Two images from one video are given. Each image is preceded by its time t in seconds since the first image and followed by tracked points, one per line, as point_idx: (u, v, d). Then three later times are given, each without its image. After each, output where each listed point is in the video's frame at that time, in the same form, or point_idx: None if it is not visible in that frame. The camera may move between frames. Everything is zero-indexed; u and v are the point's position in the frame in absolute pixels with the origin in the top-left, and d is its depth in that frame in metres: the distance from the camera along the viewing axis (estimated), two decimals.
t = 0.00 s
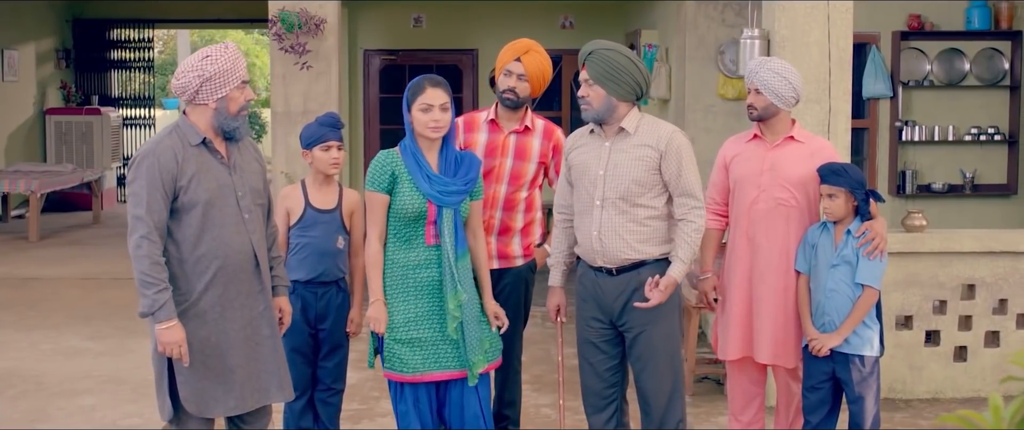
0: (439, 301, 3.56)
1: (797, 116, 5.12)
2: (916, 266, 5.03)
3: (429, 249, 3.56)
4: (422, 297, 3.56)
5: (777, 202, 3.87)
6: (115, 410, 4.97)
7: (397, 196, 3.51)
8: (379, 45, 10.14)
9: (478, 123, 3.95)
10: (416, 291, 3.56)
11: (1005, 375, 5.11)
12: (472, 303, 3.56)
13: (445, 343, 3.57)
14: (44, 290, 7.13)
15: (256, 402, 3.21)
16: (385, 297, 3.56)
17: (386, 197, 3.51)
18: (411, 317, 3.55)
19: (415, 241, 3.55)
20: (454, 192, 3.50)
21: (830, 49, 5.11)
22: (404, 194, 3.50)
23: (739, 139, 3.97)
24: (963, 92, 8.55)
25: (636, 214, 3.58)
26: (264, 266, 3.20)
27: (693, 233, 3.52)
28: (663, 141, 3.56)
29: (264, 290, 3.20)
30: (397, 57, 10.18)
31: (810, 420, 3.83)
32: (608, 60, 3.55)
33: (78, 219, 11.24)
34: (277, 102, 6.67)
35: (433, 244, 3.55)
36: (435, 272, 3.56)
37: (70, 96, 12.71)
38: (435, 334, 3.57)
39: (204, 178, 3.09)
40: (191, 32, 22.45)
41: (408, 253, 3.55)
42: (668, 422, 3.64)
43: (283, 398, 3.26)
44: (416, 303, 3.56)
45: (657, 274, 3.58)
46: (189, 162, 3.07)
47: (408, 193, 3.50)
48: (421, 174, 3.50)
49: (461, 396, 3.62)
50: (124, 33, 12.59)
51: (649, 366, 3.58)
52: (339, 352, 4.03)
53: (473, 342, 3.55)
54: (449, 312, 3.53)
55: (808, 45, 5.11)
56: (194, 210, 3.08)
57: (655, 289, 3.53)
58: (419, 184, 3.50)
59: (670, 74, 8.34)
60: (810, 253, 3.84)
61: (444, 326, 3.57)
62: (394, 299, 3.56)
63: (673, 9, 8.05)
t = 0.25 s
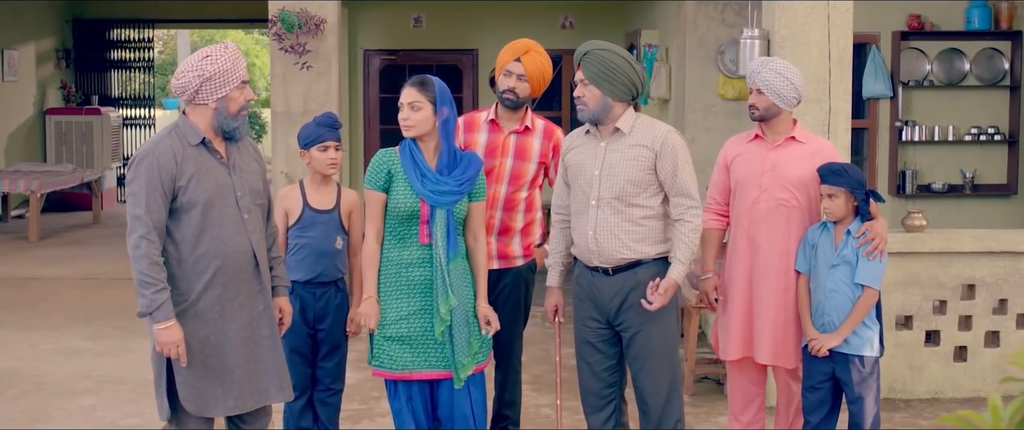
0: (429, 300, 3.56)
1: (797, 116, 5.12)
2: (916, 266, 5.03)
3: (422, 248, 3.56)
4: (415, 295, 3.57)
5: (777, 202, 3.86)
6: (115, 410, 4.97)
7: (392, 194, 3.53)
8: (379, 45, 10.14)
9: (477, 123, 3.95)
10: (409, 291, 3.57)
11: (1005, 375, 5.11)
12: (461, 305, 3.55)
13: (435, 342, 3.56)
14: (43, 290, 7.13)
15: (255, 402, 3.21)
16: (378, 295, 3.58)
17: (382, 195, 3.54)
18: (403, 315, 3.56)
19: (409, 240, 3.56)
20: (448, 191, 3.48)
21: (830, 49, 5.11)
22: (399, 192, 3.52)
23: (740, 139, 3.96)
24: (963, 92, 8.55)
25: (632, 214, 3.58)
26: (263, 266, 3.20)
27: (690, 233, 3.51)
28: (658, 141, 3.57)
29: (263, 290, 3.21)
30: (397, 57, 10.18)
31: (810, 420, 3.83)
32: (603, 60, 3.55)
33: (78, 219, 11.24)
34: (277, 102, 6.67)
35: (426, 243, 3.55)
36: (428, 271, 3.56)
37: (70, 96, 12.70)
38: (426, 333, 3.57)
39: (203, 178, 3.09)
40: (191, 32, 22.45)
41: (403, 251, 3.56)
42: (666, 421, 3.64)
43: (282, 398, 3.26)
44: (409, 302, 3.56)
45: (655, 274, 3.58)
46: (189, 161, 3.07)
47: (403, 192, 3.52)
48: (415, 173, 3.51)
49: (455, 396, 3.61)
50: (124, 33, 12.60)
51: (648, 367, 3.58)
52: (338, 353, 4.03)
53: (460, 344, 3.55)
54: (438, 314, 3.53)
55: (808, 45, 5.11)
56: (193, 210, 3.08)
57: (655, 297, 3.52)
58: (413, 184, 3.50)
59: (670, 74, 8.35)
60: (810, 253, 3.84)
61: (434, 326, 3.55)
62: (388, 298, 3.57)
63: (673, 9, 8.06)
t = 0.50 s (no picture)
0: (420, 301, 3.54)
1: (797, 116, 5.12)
2: (915, 266, 5.03)
3: (419, 248, 3.56)
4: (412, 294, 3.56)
5: (778, 203, 3.86)
6: (115, 410, 4.97)
7: (391, 192, 3.56)
8: (379, 45, 10.14)
9: (477, 123, 3.96)
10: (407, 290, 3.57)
11: (1005, 375, 5.11)
12: (454, 306, 3.54)
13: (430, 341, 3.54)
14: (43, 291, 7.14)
15: (255, 401, 3.21)
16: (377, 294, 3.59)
17: (382, 194, 3.57)
18: (398, 313, 3.56)
19: (406, 239, 3.57)
20: (444, 191, 3.49)
21: (830, 49, 5.11)
22: (397, 191, 3.54)
23: (741, 139, 3.96)
24: (963, 92, 8.55)
25: (629, 214, 3.58)
26: (263, 266, 3.20)
27: (688, 233, 3.51)
28: (654, 141, 3.57)
29: (263, 290, 3.21)
30: (397, 57, 10.18)
31: (810, 420, 3.83)
32: (599, 60, 3.54)
33: (78, 219, 11.23)
34: (277, 103, 6.68)
35: (423, 243, 3.56)
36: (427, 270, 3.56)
37: (70, 96, 12.69)
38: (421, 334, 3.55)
39: (204, 178, 3.09)
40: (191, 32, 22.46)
41: (401, 249, 3.57)
42: (665, 421, 3.65)
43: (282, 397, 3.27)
44: (407, 301, 3.56)
45: (653, 274, 3.58)
46: (189, 162, 3.07)
47: (400, 190, 3.54)
48: (413, 172, 3.53)
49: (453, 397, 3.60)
50: (124, 33, 12.72)
51: (648, 367, 3.58)
52: (336, 353, 4.03)
53: (449, 344, 3.53)
54: (427, 315, 3.52)
55: (808, 45, 5.12)
56: (194, 210, 3.08)
57: (654, 298, 3.52)
58: (409, 183, 3.52)
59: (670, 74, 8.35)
60: (810, 253, 3.84)
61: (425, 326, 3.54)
62: (386, 297, 3.57)
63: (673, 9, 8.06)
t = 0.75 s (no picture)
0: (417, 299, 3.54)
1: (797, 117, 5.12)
2: (915, 266, 5.03)
3: (419, 247, 3.56)
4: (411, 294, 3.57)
5: (779, 203, 3.86)
6: (116, 410, 4.97)
7: (395, 191, 3.57)
8: (379, 45, 10.15)
9: (478, 123, 3.96)
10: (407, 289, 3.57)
11: (1005, 375, 5.10)
12: (452, 306, 3.53)
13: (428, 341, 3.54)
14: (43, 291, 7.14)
15: (256, 400, 3.22)
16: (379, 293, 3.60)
17: (387, 193, 3.58)
18: (398, 312, 3.56)
19: (408, 238, 3.57)
20: (445, 189, 3.48)
21: (830, 49, 5.11)
22: (400, 190, 3.55)
23: (742, 139, 3.95)
24: (963, 92, 8.55)
25: (629, 215, 3.58)
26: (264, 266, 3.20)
27: (688, 233, 3.51)
28: (653, 141, 3.57)
29: (264, 290, 3.21)
30: (397, 57, 10.18)
31: (810, 420, 3.83)
32: (596, 60, 3.54)
33: (78, 219, 11.24)
34: (277, 103, 6.68)
35: (423, 242, 3.56)
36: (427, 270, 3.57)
37: (70, 96, 12.69)
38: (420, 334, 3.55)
39: (204, 178, 3.09)
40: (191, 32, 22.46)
41: (403, 248, 3.57)
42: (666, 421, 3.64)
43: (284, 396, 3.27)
44: (406, 301, 3.56)
45: (653, 274, 3.58)
46: (189, 161, 3.07)
47: (403, 189, 3.55)
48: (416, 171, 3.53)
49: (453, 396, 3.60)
50: (124, 33, 12.62)
51: (648, 367, 3.58)
52: (336, 353, 4.03)
53: (445, 344, 3.51)
54: (421, 314, 3.51)
55: (808, 45, 5.12)
56: (194, 210, 3.08)
57: (658, 298, 3.52)
58: (412, 182, 3.52)
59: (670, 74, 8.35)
60: (810, 253, 3.83)
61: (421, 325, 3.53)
62: (386, 296, 3.58)
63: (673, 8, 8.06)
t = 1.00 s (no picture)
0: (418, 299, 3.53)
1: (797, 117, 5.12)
2: (915, 266, 5.03)
3: (421, 247, 3.57)
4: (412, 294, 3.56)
5: (780, 203, 3.86)
6: (115, 410, 4.97)
7: (398, 190, 3.58)
8: (379, 45, 10.15)
9: (477, 124, 3.97)
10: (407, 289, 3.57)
11: (1004, 375, 5.10)
12: (451, 306, 3.53)
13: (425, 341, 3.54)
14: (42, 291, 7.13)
15: (256, 400, 3.22)
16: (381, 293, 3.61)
17: (391, 193, 3.60)
18: (398, 312, 3.56)
19: (411, 237, 3.58)
20: (447, 189, 3.50)
21: (830, 49, 5.11)
22: (403, 189, 3.56)
23: (743, 138, 3.95)
24: (962, 92, 8.56)
25: (630, 216, 3.58)
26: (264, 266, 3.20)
27: (689, 234, 3.51)
28: (654, 142, 3.57)
29: (264, 290, 3.22)
30: (396, 57, 10.18)
31: (809, 420, 3.83)
32: (597, 61, 3.54)
33: (77, 219, 11.23)
34: (276, 103, 6.67)
35: (424, 242, 3.56)
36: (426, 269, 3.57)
37: (70, 95, 12.68)
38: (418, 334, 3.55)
39: (204, 178, 3.09)
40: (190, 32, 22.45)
41: (405, 248, 3.58)
42: (668, 421, 3.64)
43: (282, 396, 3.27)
44: (406, 301, 3.56)
45: (653, 274, 3.59)
46: (190, 162, 3.07)
47: (406, 189, 3.56)
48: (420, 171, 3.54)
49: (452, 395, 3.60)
50: (123, 33, 12.61)
51: (648, 368, 3.58)
52: (335, 353, 4.03)
53: (444, 345, 3.50)
54: (421, 313, 3.52)
55: (807, 45, 5.12)
56: (195, 210, 3.08)
57: (660, 301, 3.52)
58: (415, 181, 3.54)
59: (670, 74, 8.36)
60: (810, 253, 3.83)
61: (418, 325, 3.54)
62: (387, 295, 3.59)
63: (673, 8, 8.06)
